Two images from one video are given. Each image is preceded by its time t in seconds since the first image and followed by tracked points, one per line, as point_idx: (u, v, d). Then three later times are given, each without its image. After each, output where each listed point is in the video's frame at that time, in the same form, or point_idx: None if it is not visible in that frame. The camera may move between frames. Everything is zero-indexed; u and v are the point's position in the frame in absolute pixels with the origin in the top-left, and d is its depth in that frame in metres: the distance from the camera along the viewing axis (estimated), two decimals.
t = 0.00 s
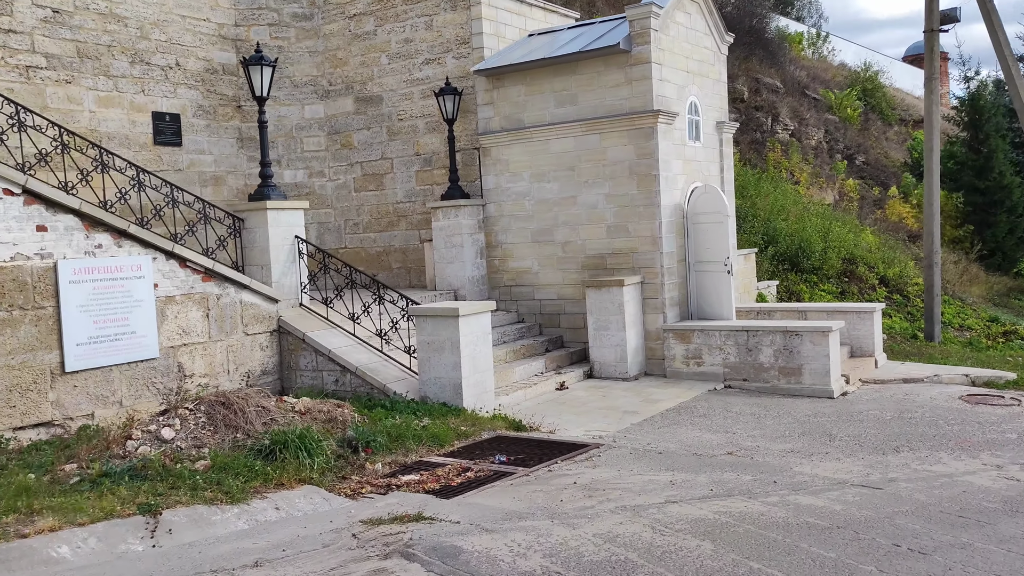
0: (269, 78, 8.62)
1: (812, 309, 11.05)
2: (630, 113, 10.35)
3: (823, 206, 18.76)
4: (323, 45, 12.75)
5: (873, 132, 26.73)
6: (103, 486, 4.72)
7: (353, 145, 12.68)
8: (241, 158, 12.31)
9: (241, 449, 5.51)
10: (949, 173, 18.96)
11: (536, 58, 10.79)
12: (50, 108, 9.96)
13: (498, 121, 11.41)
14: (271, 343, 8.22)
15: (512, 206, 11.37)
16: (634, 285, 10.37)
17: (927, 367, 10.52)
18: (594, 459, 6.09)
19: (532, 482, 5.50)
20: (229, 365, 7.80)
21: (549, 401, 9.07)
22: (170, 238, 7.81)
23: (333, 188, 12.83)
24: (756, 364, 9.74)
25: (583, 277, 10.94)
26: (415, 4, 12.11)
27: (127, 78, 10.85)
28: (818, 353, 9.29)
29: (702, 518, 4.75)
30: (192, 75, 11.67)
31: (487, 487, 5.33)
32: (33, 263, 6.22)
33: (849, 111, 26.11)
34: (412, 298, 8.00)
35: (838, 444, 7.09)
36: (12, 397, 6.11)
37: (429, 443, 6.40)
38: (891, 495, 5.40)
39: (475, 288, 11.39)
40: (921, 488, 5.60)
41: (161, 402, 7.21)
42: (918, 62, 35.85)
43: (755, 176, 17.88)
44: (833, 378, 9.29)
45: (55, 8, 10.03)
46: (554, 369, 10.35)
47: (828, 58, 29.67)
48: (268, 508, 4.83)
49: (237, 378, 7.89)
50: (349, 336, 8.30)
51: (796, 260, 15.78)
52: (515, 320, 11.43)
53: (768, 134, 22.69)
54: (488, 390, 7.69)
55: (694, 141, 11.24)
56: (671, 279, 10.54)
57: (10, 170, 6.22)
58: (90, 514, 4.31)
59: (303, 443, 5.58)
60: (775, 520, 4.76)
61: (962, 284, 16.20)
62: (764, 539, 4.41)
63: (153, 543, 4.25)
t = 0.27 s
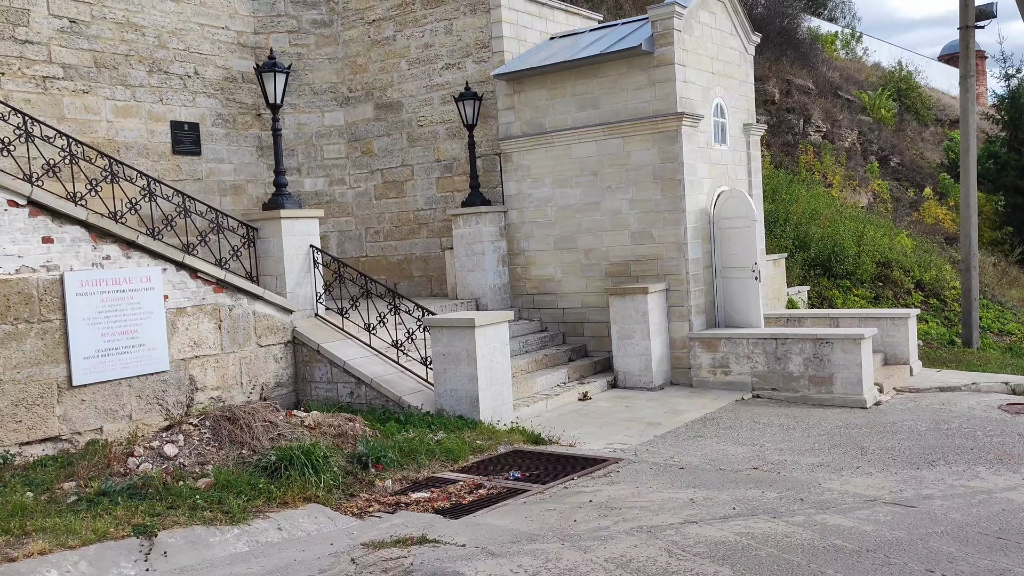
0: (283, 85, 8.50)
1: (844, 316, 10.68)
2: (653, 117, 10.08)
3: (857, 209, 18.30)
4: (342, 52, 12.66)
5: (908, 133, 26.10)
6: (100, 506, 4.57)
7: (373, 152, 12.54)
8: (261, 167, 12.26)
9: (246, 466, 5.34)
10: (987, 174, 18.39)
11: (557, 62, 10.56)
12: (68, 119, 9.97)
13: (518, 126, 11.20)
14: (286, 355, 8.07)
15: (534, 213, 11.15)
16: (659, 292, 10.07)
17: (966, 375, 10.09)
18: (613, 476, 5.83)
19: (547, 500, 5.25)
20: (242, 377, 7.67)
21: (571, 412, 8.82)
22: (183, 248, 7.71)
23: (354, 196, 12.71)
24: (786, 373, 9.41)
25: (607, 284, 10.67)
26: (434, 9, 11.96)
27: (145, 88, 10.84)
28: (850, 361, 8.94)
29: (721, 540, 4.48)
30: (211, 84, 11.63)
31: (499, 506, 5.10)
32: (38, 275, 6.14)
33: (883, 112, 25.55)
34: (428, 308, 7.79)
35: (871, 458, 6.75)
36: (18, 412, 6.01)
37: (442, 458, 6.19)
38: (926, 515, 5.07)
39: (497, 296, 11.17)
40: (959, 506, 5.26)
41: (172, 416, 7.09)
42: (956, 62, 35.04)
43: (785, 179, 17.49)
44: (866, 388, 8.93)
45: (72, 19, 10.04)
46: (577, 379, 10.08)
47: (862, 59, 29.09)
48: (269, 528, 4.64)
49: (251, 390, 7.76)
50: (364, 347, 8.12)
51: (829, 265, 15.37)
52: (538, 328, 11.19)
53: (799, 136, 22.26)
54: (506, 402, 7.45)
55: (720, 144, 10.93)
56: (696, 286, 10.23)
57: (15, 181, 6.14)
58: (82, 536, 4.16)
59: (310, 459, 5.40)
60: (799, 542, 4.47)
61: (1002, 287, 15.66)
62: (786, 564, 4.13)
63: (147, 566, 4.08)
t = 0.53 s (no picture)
0: (298, 84, 8.39)
1: (875, 317, 10.34)
2: (676, 113, 9.84)
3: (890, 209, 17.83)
4: (364, 52, 12.57)
5: (945, 132, 25.49)
6: (97, 510, 4.47)
7: (394, 152, 12.45)
8: (282, 168, 12.20)
9: (250, 470, 5.22)
10: None
11: (578, 58, 10.36)
12: (88, 120, 9.95)
13: (540, 124, 11.01)
14: (300, 356, 7.97)
15: (555, 212, 10.96)
16: (683, 292, 9.83)
17: (1003, 379, 9.72)
18: (629, 482, 5.62)
19: (558, 507, 5.07)
20: (255, 379, 7.56)
21: (591, 415, 8.60)
22: (197, 248, 7.62)
23: (375, 196, 12.63)
24: (815, 376, 9.11)
25: (629, 285, 10.45)
26: (455, 7, 11.82)
27: (166, 89, 10.82)
28: (882, 364, 8.62)
29: (740, 551, 4.25)
30: (232, 85, 11.59)
31: (507, 514, 4.92)
32: (47, 275, 6.05)
33: (919, 111, 24.97)
34: (443, 308, 7.64)
35: (902, 465, 6.46)
36: (26, 413, 5.94)
37: (453, 462, 6.02)
38: (959, 526, 4.79)
39: (517, 297, 10.99)
40: (995, 517, 4.97)
41: (184, 417, 7.01)
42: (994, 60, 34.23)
43: (816, 178, 17.10)
44: (899, 392, 8.61)
45: (93, 20, 10.03)
46: (598, 382, 9.86)
47: (896, 58, 28.51)
48: (270, 534, 4.51)
49: (264, 392, 7.65)
50: (379, 348, 7.99)
51: (862, 266, 14.95)
52: (559, 330, 11.00)
53: (832, 136, 21.82)
54: (522, 404, 7.28)
55: (746, 141, 10.67)
56: (721, 286, 9.94)
57: (25, 179, 6.06)
58: (74, 542, 4.05)
59: (315, 463, 5.26)
60: (823, 554, 4.22)
61: None
62: None
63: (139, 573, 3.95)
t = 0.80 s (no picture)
0: (319, 82, 8.29)
1: (915, 323, 9.97)
2: (707, 111, 9.58)
3: (935, 212, 17.29)
4: (391, 51, 12.49)
5: (993, 134, 24.73)
6: (98, 514, 4.36)
7: (421, 152, 12.37)
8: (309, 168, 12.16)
9: (258, 475, 5.09)
10: None
11: (606, 55, 10.14)
12: (115, 120, 9.97)
13: (567, 123, 10.82)
14: (319, 358, 7.86)
15: (582, 213, 10.75)
16: (712, 296, 9.55)
17: None
18: (647, 493, 5.40)
19: (571, 519, 4.87)
20: (273, 381, 7.47)
21: (615, 422, 8.39)
22: (215, 248, 7.55)
23: (401, 197, 12.55)
24: (850, 384, 8.79)
25: (658, 288, 10.20)
26: (482, 5, 11.67)
27: (193, 89, 10.82)
28: (920, 373, 8.28)
29: (761, 572, 4.01)
30: (260, 85, 11.57)
31: (519, 525, 4.74)
32: (61, 274, 6.00)
33: (966, 112, 24.25)
34: (462, 310, 7.55)
35: (940, 480, 6.14)
36: (40, 413, 5.88)
37: (468, 469, 5.85)
38: (999, 548, 4.49)
39: (543, 300, 10.81)
40: None
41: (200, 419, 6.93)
42: None
43: (856, 180, 16.67)
44: (938, 402, 8.25)
45: (120, 20, 10.05)
46: (625, 387, 9.62)
47: (942, 58, 27.76)
48: (272, 543, 4.36)
49: (282, 395, 7.56)
50: (398, 350, 7.86)
51: (903, 270, 14.47)
52: (586, 334, 10.79)
53: (874, 137, 21.30)
54: (541, 411, 7.11)
55: (780, 140, 10.35)
56: (753, 290, 9.64)
57: (40, 178, 6.02)
58: (70, 549, 3.94)
59: (323, 469, 5.12)
60: None
61: None
62: None
63: None
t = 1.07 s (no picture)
0: (334, 79, 8.16)
1: (948, 324, 9.64)
2: (731, 106, 9.33)
3: (971, 210, 16.81)
4: (411, 48, 12.38)
5: None
6: (95, 519, 4.25)
7: (440, 150, 12.25)
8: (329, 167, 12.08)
9: (261, 479, 4.96)
10: None
11: (628, 50, 9.92)
12: (133, 119, 9.95)
13: (588, 119, 10.62)
14: (332, 359, 7.75)
15: (603, 212, 10.54)
16: (737, 296, 9.30)
17: None
18: (663, 501, 5.20)
19: (582, 528, 4.68)
20: (285, 382, 7.37)
21: (635, 426, 8.19)
22: (228, 247, 7.47)
23: (421, 196, 12.45)
24: (879, 387, 8.50)
25: (680, 288, 9.96)
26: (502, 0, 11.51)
27: (212, 88, 10.78)
28: (953, 375, 7.98)
29: None
30: (279, 83, 11.51)
31: (527, 535, 4.57)
32: (69, 274, 5.93)
33: (1004, 107, 23.62)
34: (477, 311, 7.41)
35: (973, 488, 5.87)
36: (47, 415, 5.81)
37: (479, 474, 5.68)
38: None
39: (563, 299, 10.62)
40: None
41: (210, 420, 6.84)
42: None
43: (888, 178, 16.28)
44: (972, 406, 7.94)
45: (138, 19, 10.04)
46: (646, 390, 9.40)
47: (980, 52, 27.11)
48: (272, 550, 4.23)
49: (295, 396, 7.45)
50: (413, 351, 7.72)
51: (937, 269, 14.04)
52: (607, 334, 10.58)
53: (908, 134, 20.86)
54: (558, 414, 6.94)
55: (808, 136, 10.06)
56: (779, 290, 9.37)
57: (48, 176, 5.95)
58: (62, 557, 3.83)
59: (328, 474, 4.98)
60: None
61: None
62: None
63: None
